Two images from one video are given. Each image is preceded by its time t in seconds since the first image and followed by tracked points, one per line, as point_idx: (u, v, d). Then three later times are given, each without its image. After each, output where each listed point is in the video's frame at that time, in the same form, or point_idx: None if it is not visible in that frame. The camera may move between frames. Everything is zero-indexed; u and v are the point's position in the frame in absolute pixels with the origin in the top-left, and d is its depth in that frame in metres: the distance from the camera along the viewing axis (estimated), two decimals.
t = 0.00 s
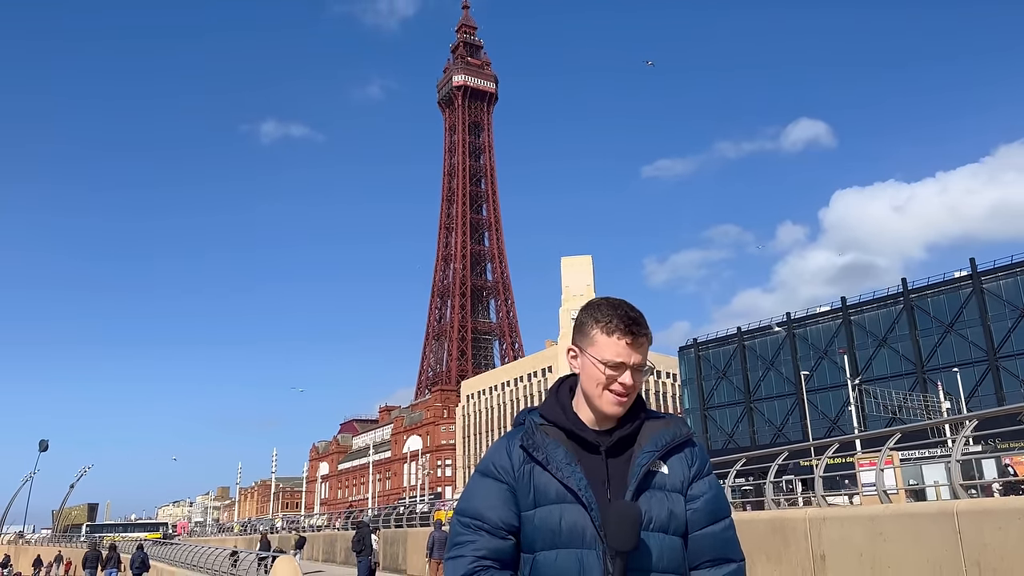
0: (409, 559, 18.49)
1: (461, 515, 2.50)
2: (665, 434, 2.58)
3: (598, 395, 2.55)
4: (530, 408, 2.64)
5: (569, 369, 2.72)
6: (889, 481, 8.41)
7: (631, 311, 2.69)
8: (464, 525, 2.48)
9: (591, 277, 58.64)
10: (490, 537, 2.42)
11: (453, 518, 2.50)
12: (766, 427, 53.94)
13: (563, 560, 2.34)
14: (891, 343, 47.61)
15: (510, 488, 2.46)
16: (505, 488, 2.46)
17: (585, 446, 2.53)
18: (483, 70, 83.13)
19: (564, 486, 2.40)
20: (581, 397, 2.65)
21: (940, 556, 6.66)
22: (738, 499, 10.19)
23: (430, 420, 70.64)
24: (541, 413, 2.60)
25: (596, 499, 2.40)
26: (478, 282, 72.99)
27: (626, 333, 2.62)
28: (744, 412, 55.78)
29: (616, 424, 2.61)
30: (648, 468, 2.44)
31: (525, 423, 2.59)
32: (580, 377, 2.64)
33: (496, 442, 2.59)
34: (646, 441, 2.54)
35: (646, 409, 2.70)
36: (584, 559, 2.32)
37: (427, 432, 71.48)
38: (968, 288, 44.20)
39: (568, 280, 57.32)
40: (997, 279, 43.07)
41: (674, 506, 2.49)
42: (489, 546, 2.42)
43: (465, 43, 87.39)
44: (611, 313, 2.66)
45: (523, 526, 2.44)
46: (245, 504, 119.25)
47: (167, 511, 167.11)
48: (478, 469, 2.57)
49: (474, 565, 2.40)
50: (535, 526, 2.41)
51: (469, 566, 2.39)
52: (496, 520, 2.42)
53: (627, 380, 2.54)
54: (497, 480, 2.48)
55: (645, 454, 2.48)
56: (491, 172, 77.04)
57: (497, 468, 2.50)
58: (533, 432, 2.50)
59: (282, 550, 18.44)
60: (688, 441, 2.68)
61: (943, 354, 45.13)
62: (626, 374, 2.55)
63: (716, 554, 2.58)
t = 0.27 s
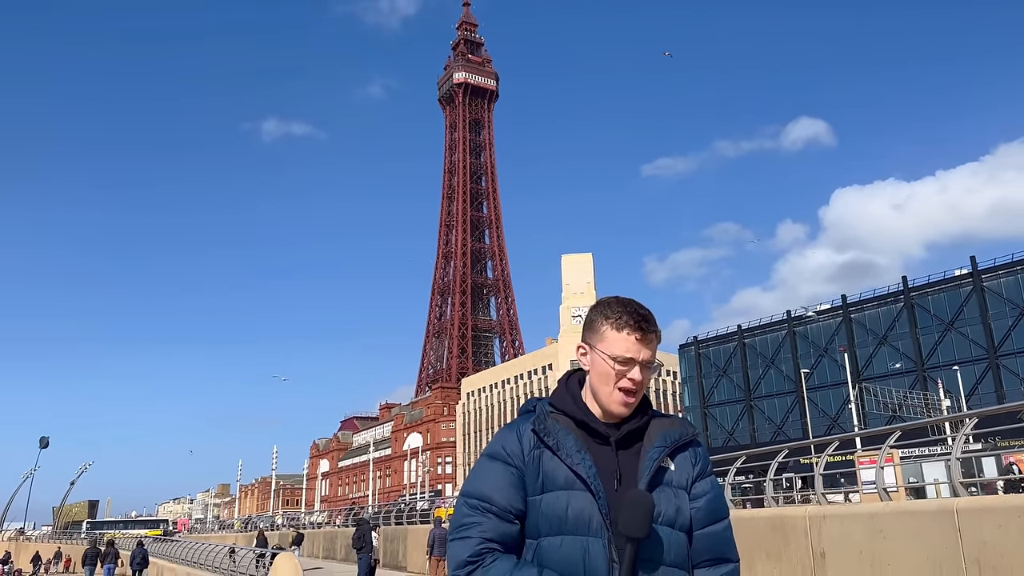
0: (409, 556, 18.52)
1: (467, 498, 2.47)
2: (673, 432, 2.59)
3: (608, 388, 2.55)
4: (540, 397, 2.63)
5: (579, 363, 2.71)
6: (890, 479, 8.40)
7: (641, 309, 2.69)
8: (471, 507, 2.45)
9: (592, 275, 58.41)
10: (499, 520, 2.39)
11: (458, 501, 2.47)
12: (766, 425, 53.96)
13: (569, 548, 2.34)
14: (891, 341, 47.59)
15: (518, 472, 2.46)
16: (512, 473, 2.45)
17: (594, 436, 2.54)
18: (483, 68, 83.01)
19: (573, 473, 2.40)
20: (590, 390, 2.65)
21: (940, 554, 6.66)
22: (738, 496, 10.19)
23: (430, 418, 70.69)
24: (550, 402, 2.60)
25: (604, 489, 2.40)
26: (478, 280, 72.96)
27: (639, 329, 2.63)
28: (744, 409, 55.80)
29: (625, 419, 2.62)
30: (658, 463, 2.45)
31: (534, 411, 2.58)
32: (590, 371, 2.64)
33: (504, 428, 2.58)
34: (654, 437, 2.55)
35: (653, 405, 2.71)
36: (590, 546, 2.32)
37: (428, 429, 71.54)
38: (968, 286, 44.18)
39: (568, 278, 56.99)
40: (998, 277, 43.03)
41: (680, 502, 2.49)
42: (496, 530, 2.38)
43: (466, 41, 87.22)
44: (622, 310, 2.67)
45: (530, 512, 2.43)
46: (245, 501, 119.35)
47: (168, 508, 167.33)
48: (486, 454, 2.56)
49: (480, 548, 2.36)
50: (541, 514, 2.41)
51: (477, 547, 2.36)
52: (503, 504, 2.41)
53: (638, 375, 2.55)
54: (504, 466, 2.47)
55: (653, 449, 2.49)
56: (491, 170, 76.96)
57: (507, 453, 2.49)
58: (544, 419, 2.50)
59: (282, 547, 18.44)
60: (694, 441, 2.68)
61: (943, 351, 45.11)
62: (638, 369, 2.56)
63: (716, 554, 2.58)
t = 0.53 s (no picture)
0: (409, 553, 18.54)
1: (469, 498, 2.47)
2: (672, 430, 2.59)
3: (609, 385, 2.56)
4: (540, 395, 2.63)
5: (579, 361, 2.71)
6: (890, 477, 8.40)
7: (642, 306, 2.69)
8: (473, 508, 2.45)
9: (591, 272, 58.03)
10: (501, 520, 2.40)
11: (460, 502, 2.48)
12: (766, 423, 53.99)
13: (571, 545, 2.34)
14: (892, 339, 47.60)
15: (520, 472, 2.47)
16: (514, 473, 2.46)
17: (594, 433, 2.53)
18: (484, 65, 82.87)
19: (574, 471, 2.40)
20: (590, 388, 2.64)
21: (939, 551, 6.67)
22: (738, 494, 10.19)
23: (431, 415, 70.72)
24: (550, 401, 2.60)
25: (605, 485, 2.40)
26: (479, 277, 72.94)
27: (640, 327, 2.62)
28: (745, 407, 55.84)
29: (625, 417, 2.62)
30: (658, 460, 2.46)
31: (534, 410, 2.58)
32: (590, 368, 2.64)
33: (505, 429, 2.59)
34: (655, 435, 2.55)
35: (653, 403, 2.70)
36: (593, 543, 2.32)
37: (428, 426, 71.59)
38: (969, 284, 44.18)
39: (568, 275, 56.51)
40: (998, 275, 43.01)
41: (681, 499, 2.50)
42: (498, 530, 2.39)
43: (466, 37, 87.11)
44: (621, 307, 2.67)
45: (532, 511, 2.44)
46: (245, 497, 119.46)
47: (169, 504, 167.55)
48: (487, 454, 2.56)
49: (484, 548, 2.37)
50: (542, 512, 2.41)
51: (480, 547, 2.36)
52: (506, 503, 2.41)
53: (638, 372, 2.55)
54: (507, 465, 2.48)
55: (655, 446, 2.49)
56: (492, 167, 76.89)
57: (508, 453, 2.50)
58: (544, 417, 2.50)
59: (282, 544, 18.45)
60: (693, 438, 2.68)
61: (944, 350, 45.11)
62: (638, 367, 2.56)
63: (715, 551, 2.58)
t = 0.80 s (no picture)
0: (409, 550, 18.54)
1: (467, 500, 2.44)
2: (674, 427, 2.55)
3: (609, 382, 2.51)
4: (538, 395, 2.59)
5: (578, 359, 2.67)
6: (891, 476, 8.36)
7: (640, 304, 2.65)
8: (472, 510, 2.41)
9: (592, 269, 57.78)
10: (500, 521, 2.37)
11: (460, 503, 2.44)
12: (767, 421, 53.97)
13: (571, 545, 2.31)
14: (893, 338, 47.54)
15: (518, 474, 2.43)
16: (512, 475, 2.43)
17: (593, 432, 2.49)
18: (485, 62, 82.80)
19: (573, 470, 2.35)
20: (589, 386, 2.60)
21: (941, 550, 6.63)
22: (738, 493, 10.15)
23: (431, 412, 70.74)
24: (548, 401, 2.56)
25: (605, 484, 2.36)
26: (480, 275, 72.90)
27: (640, 325, 2.58)
28: (746, 405, 55.83)
29: (624, 414, 2.58)
30: (658, 459, 2.41)
31: (533, 410, 2.54)
32: (589, 366, 2.60)
33: (504, 429, 2.56)
34: (655, 432, 2.51)
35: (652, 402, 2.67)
36: (592, 543, 2.28)
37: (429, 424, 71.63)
38: (970, 282, 44.14)
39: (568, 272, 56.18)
40: (1000, 274, 42.95)
41: (682, 498, 2.46)
42: (499, 531, 2.36)
43: (468, 35, 87.04)
44: (619, 304, 2.63)
45: (531, 512, 2.40)
46: (246, 495, 119.57)
47: (170, 502, 167.80)
48: (486, 454, 2.53)
49: (483, 549, 2.33)
50: (542, 512, 2.38)
51: (480, 549, 2.32)
52: (506, 505, 2.38)
53: (637, 371, 2.51)
54: (505, 467, 2.45)
55: (654, 444, 2.45)
56: (493, 164, 76.83)
57: (506, 454, 2.47)
58: (542, 417, 2.46)
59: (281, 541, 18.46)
60: (693, 436, 2.64)
61: (945, 348, 45.08)
62: (636, 366, 2.53)
63: (716, 550, 2.54)
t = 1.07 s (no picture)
0: (410, 549, 18.57)
1: (468, 499, 2.46)
2: (675, 425, 2.57)
3: (608, 382, 2.54)
4: (539, 394, 2.61)
5: (578, 358, 2.69)
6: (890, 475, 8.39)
7: (641, 304, 2.65)
8: (474, 509, 2.43)
9: (592, 268, 57.70)
10: (502, 521, 2.39)
11: (461, 503, 2.46)
12: (768, 420, 53.97)
13: (572, 544, 2.33)
14: (894, 337, 47.55)
15: (520, 473, 2.45)
16: (513, 474, 2.44)
17: (593, 432, 2.51)
18: (486, 61, 82.74)
19: (574, 469, 2.37)
20: (590, 386, 2.62)
21: (941, 550, 6.65)
22: (739, 491, 10.17)
23: (432, 411, 70.78)
24: (549, 400, 2.59)
25: (604, 483, 2.39)
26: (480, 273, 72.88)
27: (640, 325, 2.60)
28: (746, 404, 55.84)
29: (624, 414, 2.60)
30: (658, 457, 2.43)
31: (532, 410, 2.57)
32: (589, 366, 2.62)
33: (504, 428, 2.58)
34: (656, 431, 2.53)
35: (652, 402, 2.68)
36: (594, 541, 2.30)
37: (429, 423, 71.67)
38: (971, 282, 44.13)
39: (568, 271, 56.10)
40: (1001, 273, 42.95)
41: (682, 496, 2.48)
42: (500, 530, 2.38)
43: (469, 34, 86.95)
44: (618, 304, 2.65)
45: (532, 510, 2.42)
46: (246, 493, 119.50)
47: (171, 500, 167.87)
48: (486, 455, 2.55)
49: (485, 549, 2.35)
50: (543, 512, 2.40)
51: (481, 548, 2.35)
52: (507, 504, 2.40)
53: (637, 370, 2.53)
54: (506, 466, 2.47)
55: (655, 444, 2.46)
56: (494, 163, 76.79)
57: (507, 453, 2.49)
58: (542, 417, 2.49)
59: (282, 540, 18.49)
60: (693, 434, 2.66)
61: (945, 348, 45.09)
62: (635, 366, 2.54)
63: (719, 546, 2.56)
